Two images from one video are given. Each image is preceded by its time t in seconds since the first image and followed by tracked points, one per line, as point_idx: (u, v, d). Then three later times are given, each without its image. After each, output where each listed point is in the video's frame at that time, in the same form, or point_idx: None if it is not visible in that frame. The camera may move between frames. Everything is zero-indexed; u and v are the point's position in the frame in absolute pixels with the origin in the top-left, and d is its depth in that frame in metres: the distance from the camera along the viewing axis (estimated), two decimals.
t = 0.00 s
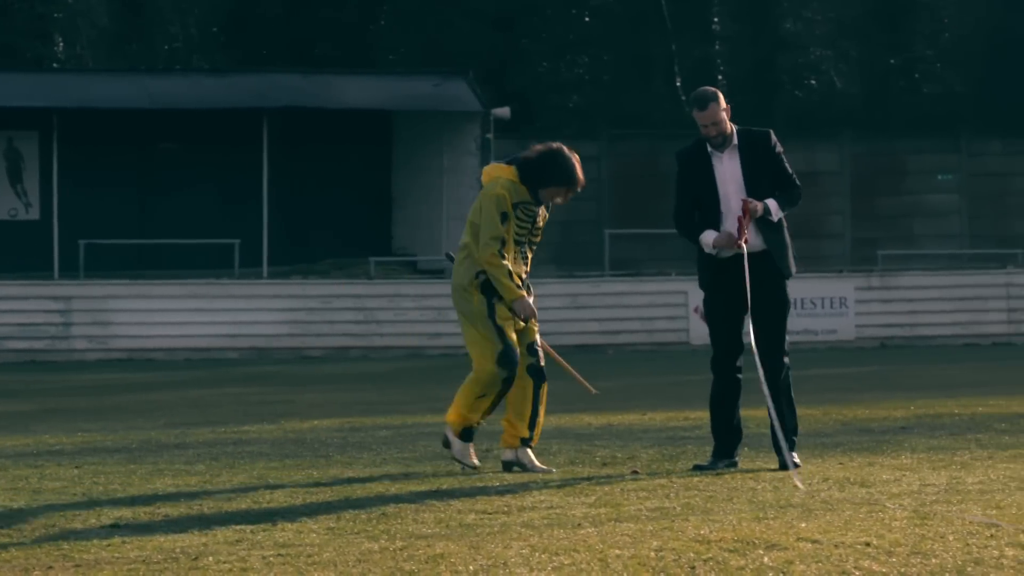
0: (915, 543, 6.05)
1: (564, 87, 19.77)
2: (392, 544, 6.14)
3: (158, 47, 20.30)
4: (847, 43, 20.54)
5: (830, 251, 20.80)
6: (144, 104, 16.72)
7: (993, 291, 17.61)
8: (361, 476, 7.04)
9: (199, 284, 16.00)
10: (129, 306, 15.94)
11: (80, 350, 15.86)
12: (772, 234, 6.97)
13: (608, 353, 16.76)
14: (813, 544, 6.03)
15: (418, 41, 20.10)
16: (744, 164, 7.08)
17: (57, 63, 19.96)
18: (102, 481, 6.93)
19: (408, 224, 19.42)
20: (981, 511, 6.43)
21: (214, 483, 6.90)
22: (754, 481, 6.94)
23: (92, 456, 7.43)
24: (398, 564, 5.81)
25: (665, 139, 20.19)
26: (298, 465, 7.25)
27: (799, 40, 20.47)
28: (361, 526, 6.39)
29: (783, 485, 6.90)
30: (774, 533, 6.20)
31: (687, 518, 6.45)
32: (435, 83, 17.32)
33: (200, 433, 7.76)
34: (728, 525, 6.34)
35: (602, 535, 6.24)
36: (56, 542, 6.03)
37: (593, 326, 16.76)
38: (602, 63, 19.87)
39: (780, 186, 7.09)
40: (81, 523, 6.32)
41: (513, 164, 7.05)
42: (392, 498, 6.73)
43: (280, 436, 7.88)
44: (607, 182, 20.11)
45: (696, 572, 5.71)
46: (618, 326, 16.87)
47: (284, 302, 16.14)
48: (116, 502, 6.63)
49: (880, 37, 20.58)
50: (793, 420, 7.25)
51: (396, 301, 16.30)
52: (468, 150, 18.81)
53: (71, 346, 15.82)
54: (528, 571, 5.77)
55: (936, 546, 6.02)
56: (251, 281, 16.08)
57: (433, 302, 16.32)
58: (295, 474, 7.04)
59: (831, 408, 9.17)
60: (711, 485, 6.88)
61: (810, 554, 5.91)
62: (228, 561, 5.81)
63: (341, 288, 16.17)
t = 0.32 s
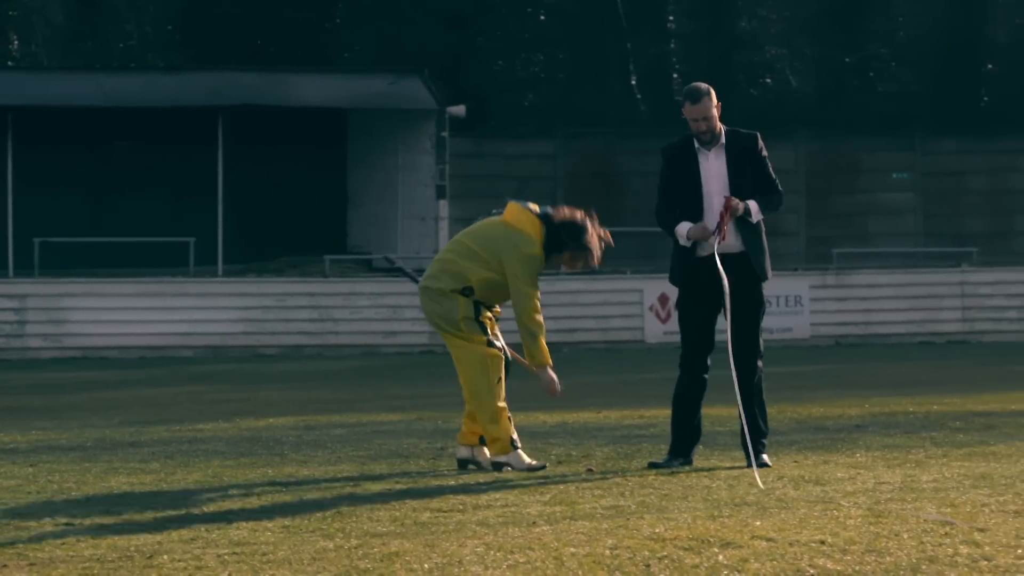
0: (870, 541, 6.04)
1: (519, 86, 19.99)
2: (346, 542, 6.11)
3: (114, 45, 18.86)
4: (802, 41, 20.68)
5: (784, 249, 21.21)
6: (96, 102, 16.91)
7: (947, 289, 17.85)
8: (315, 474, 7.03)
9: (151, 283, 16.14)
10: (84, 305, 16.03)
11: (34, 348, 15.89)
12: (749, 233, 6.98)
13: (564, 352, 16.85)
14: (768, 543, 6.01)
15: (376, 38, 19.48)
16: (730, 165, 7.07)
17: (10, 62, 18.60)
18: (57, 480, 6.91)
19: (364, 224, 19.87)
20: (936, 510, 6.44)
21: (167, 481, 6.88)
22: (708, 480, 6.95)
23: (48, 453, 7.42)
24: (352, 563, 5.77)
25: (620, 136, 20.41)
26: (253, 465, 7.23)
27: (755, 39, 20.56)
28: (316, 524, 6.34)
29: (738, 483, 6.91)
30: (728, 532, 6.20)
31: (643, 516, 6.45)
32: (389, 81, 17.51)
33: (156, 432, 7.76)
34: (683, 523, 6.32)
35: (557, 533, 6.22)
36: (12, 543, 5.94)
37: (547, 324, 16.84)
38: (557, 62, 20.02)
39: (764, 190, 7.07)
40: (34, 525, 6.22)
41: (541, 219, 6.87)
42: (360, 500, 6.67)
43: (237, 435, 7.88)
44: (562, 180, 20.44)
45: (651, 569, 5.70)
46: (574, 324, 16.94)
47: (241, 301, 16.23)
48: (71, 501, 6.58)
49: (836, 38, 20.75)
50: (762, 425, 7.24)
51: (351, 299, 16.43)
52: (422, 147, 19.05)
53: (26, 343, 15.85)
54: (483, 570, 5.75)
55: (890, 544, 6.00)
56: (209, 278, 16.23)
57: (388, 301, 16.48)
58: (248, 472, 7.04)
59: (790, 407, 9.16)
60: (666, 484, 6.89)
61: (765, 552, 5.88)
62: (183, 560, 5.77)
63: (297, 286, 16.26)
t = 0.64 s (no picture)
0: (830, 539, 6.02)
1: (479, 85, 20.43)
2: (308, 541, 6.05)
3: (73, 44, 19.48)
4: (762, 40, 21.12)
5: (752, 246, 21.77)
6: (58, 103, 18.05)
7: (907, 289, 18.54)
8: (276, 473, 7.03)
9: (110, 283, 16.74)
10: (46, 304, 16.67)
11: None
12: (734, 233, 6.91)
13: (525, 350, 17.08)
14: (728, 541, 5.97)
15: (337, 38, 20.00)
16: (717, 164, 7.02)
17: None
18: (16, 479, 6.90)
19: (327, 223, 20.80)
20: (895, 508, 6.44)
21: (128, 480, 6.88)
22: (668, 479, 6.95)
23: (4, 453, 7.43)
24: (313, 562, 5.71)
25: (580, 135, 20.92)
26: (211, 465, 7.22)
27: (715, 38, 21.00)
28: (276, 524, 6.28)
29: (698, 482, 6.91)
30: (689, 530, 6.17)
31: (603, 515, 6.43)
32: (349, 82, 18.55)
33: (116, 430, 7.78)
34: (643, 522, 6.29)
35: (516, 533, 6.17)
36: None
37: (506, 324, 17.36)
38: (517, 61, 20.48)
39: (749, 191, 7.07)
40: None
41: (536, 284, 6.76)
42: (318, 503, 6.59)
43: (198, 434, 7.89)
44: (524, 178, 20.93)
45: (611, 568, 5.64)
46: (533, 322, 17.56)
47: (200, 301, 16.86)
48: (26, 502, 6.53)
49: (797, 37, 21.25)
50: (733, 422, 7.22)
51: (311, 299, 17.03)
52: (383, 147, 20.01)
53: None
54: (443, 568, 5.68)
55: (850, 543, 5.98)
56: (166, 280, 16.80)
57: (347, 300, 17.10)
58: (208, 472, 7.04)
59: (752, 407, 9.20)
60: (626, 483, 6.89)
61: (726, 551, 5.82)
62: (143, 559, 5.70)
63: (255, 286, 16.87)
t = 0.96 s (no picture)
0: (802, 540, 5.99)
1: (452, 85, 20.85)
2: (279, 543, 6.00)
3: (45, 45, 19.85)
4: (734, 41, 21.42)
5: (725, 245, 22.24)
6: (31, 102, 18.11)
7: (879, 289, 18.60)
8: (246, 473, 7.03)
9: (83, 283, 16.75)
10: (20, 304, 16.66)
11: None
12: (713, 235, 6.87)
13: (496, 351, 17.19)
14: (701, 542, 5.93)
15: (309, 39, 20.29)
16: (695, 166, 6.98)
17: None
18: None
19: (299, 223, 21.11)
20: (868, 509, 6.43)
21: (99, 481, 6.86)
22: (641, 479, 6.94)
23: None
24: (285, 562, 5.66)
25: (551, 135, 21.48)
26: (183, 466, 7.22)
27: (687, 38, 21.29)
28: (250, 524, 6.24)
29: (670, 483, 6.89)
30: (662, 531, 6.14)
31: (575, 515, 6.41)
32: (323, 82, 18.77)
33: (88, 430, 7.79)
34: (616, 522, 6.25)
35: (489, 533, 6.13)
36: None
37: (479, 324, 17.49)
38: (489, 61, 20.84)
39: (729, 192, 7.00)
40: None
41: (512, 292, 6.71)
42: (292, 504, 6.56)
43: (170, 435, 7.90)
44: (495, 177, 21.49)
45: (584, 569, 5.59)
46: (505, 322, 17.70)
47: (173, 301, 16.90)
48: None
49: (769, 37, 21.57)
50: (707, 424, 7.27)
51: (284, 299, 17.14)
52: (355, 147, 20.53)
53: None
54: (417, 570, 5.63)
55: (823, 543, 5.95)
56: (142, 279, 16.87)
57: (320, 300, 17.17)
58: (181, 472, 7.02)
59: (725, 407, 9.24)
60: (599, 484, 6.89)
61: (700, 552, 5.78)
62: (116, 559, 5.65)
63: (228, 287, 16.95)
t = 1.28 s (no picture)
0: (785, 541, 5.99)
1: (435, 86, 21.03)
2: (263, 543, 5.98)
3: (28, 45, 19.84)
4: (717, 41, 21.69)
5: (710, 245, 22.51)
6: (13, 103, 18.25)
7: (864, 290, 18.58)
8: (229, 474, 6.99)
9: (65, 284, 16.74)
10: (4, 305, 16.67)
11: None
12: (706, 232, 6.85)
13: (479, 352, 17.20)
14: (684, 543, 5.93)
15: (288, 39, 20.24)
16: (686, 163, 6.92)
17: None
18: None
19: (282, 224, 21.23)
20: (852, 510, 6.42)
21: (82, 482, 6.84)
22: (625, 480, 6.93)
23: None
24: (268, 563, 5.64)
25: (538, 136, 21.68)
26: (167, 466, 7.22)
27: (671, 39, 21.50)
28: (233, 527, 6.19)
29: (654, 484, 6.88)
30: (645, 532, 6.13)
31: (558, 517, 6.37)
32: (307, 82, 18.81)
33: (70, 431, 7.79)
34: (600, 523, 6.22)
35: (473, 534, 6.12)
36: None
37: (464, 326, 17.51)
38: (472, 61, 21.04)
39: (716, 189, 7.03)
40: None
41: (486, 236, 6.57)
42: (276, 506, 6.51)
43: (153, 437, 7.94)
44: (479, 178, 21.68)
45: (566, 570, 5.58)
46: (489, 324, 17.68)
47: (157, 301, 16.89)
48: None
49: (751, 38, 21.86)
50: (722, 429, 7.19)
51: (268, 300, 17.13)
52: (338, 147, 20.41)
53: None
54: (399, 571, 5.61)
55: (806, 544, 5.96)
56: (127, 279, 16.89)
57: (303, 301, 17.16)
58: (165, 474, 6.98)
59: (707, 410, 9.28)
60: (583, 484, 6.89)
61: (682, 553, 5.76)
62: (98, 561, 5.63)
63: (211, 287, 16.94)
